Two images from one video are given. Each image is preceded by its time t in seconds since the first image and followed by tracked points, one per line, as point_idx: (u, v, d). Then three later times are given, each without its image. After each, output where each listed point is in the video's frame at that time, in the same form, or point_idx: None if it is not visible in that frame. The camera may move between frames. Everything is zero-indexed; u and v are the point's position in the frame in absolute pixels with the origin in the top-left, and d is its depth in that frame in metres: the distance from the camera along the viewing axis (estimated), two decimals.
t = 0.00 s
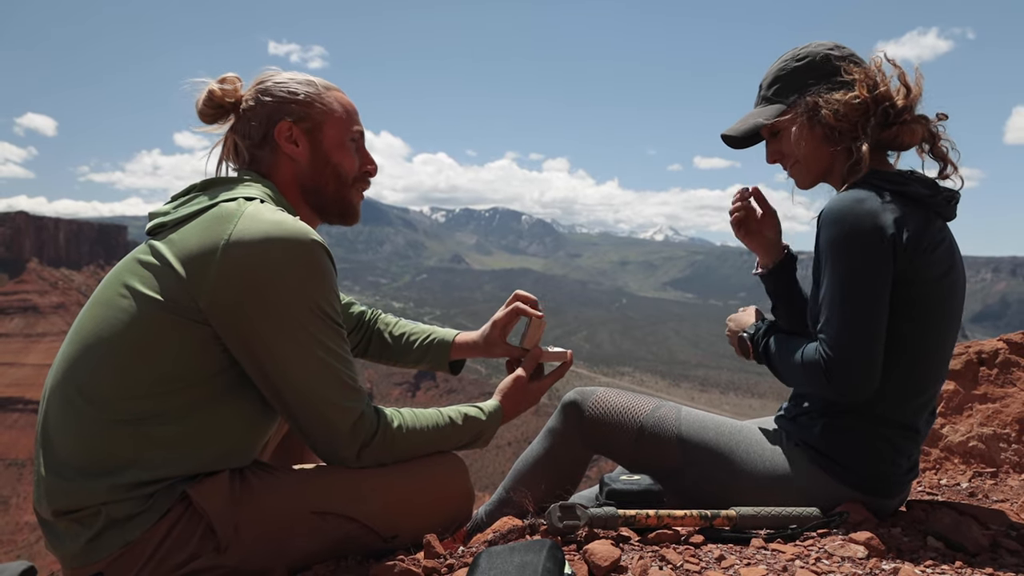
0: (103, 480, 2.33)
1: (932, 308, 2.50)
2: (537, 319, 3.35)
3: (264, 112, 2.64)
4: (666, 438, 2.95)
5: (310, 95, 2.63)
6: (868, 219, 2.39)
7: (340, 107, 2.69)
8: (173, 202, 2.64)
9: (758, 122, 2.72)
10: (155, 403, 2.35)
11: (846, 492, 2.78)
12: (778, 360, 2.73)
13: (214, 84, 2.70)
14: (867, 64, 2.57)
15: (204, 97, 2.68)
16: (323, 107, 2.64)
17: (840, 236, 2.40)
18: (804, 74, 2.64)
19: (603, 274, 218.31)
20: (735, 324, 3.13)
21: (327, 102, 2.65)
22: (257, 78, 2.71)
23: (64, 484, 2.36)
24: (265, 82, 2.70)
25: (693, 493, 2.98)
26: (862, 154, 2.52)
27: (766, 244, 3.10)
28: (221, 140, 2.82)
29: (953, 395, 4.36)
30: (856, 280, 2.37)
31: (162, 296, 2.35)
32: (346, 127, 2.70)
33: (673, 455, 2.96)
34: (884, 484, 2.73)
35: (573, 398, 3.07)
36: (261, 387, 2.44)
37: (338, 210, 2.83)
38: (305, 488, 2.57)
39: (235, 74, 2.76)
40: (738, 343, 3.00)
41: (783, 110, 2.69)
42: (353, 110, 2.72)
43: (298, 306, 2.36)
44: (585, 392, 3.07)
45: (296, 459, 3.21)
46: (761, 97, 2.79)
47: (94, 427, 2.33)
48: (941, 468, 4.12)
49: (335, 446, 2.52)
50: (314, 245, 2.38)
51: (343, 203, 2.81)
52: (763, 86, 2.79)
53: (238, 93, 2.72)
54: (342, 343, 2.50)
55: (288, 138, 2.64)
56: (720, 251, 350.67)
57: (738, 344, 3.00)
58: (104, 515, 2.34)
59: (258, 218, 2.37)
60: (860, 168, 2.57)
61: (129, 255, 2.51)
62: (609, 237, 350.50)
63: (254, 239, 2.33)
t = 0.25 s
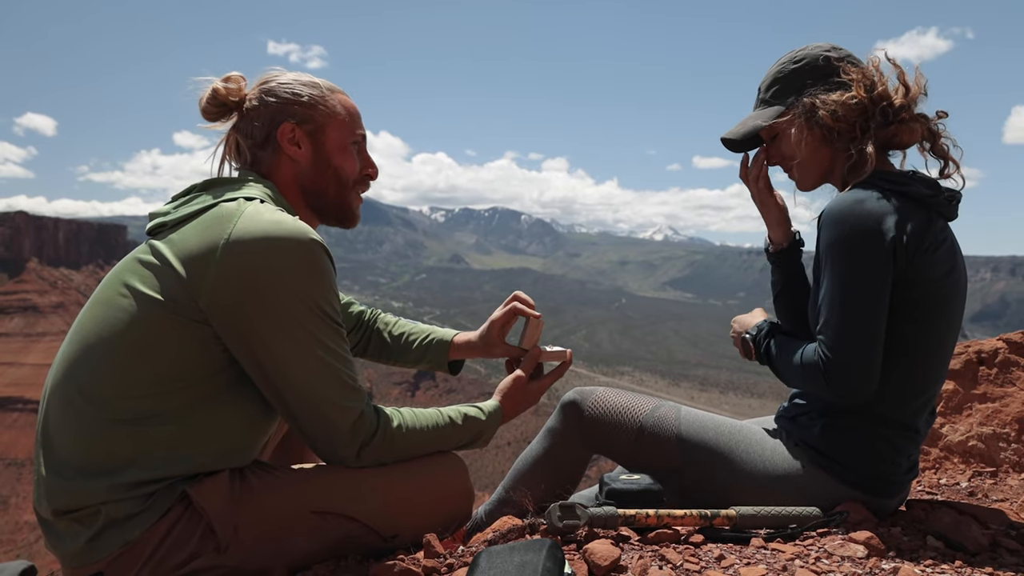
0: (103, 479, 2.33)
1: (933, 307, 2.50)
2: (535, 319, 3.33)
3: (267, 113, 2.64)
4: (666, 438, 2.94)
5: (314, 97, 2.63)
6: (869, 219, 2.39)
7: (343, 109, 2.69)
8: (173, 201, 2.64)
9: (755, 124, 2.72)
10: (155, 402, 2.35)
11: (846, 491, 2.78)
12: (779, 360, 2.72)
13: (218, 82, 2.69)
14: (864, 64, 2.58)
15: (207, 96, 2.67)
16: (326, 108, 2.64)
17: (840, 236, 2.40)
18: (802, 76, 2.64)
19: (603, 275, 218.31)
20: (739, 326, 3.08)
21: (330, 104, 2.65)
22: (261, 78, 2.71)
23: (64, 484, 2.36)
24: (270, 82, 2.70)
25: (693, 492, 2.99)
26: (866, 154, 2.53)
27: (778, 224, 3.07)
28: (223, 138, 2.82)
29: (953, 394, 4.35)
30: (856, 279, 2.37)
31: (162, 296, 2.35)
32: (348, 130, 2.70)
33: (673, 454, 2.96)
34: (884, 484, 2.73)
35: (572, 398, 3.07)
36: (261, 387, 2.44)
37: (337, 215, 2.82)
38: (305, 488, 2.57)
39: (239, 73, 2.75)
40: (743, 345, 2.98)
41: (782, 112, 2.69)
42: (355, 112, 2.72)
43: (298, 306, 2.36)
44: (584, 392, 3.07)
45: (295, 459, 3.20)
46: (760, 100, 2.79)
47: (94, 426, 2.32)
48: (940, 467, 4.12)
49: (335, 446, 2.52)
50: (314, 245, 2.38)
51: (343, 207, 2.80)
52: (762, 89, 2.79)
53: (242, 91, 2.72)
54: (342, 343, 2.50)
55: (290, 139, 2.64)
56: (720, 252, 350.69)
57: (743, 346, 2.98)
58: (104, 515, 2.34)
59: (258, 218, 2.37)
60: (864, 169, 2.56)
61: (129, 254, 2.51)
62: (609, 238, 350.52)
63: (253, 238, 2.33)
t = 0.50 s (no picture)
0: (101, 477, 2.33)
1: (932, 308, 2.50)
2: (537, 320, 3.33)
3: (269, 111, 2.64)
4: (665, 438, 2.94)
5: (317, 97, 2.64)
6: (869, 220, 2.39)
7: (346, 110, 2.69)
8: (173, 199, 2.64)
9: (758, 120, 2.78)
10: (154, 400, 2.35)
11: (845, 492, 2.78)
12: (783, 360, 2.73)
13: (222, 77, 2.68)
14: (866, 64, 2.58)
15: (210, 90, 2.66)
16: (329, 109, 2.65)
17: (840, 236, 2.40)
18: (805, 74, 2.66)
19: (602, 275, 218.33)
20: (746, 330, 3.07)
21: (333, 104, 2.66)
22: (265, 76, 2.71)
23: (63, 482, 2.36)
24: (274, 80, 2.70)
25: (692, 492, 2.99)
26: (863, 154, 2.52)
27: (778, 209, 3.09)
28: (225, 134, 2.82)
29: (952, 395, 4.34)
30: (856, 279, 2.37)
31: (161, 293, 2.35)
32: (350, 132, 2.70)
33: (672, 454, 2.96)
34: (882, 484, 2.73)
35: (571, 397, 3.07)
36: (261, 386, 2.44)
37: (333, 217, 2.81)
38: (304, 487, 2.57)
39: (243, 70, 2.74)
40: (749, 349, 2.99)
41: (783, 109, 2.72)
42: (358, 114, 2.72)
43: (298, 305, 2.36)
44: (583, 391, 3.07)
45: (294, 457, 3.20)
46: (763, 97, 2.82)
47: (93, 424, 2.32)
48: (939, 468, 4.12)
49: (334, 445, 2.52)
50: (313, 244, 2.38)
51: (340, 208, 2.80)
52: (766, 86, 2.82)
53: (245, 88, 2.72)
54: (341, 342, 2.50)
55: (291, 138, 2.64)
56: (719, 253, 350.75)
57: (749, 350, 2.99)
58: (103, 512, 2.33)
59: (258, 216, 2.37)
60: (863, 168, 2.55)
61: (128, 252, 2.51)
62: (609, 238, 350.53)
63: (253, 236, 2.33)
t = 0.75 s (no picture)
0: (101, 479, 2.33)
1: (932, 309, 2.50)
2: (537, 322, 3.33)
3: (272, 112, 2.64)
4: (666, 439, 2.94)
5: (320, 100, 2.64)
6: (869, 220, 2.39)
7: (348, 114, 2.69)
8: (173, 201, 2.64)
9: (759, 116, 2.78)
10: (154, 402, 2.35)
11: (845, 492, 2.78)
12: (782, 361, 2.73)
13: (226, 77, 2.68)
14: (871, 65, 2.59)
15: (214, 90, 2.67)
16: (331, 112, 2.65)
17: (840, 236, 2.40)
18: (808, 73, 2.67)
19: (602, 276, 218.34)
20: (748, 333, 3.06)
21: (336, 107, 2.66)
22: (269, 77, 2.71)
23: (63, 484, 2.36)
24: (278, 81, 2.70)
25: (693, 494, 2.99)
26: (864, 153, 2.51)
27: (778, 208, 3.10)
28: (226, 133, 2.81)
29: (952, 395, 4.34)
30: (856, 280, 2.37)
31: (161, 295, 2.35)
32: (352, 136, 2.71)
33: (672, 456, 2.96)
34: (882, 485, 2.73)
35: (571, 398, 3.07)
36: (261, 387, 2.44)
37: (331, 220, 2.80)
38: (303, 488, 2.57)
39: (247, 70, 2.75)
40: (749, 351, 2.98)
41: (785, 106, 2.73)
42: (361, 118, 2.72)
43: (298, 306, 2.36)
44: (583, 393, 3.06)
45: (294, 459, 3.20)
46: (766, 94, 2.84)
47: (93, 426, 2.32)
48: (939, 468, 4.12)
49: (334, 446, 2.51)
50: (313, 246, 2.38)
51: (336, 211, 2.79)
52: (770, 84, 2.82)
53: (249, 88, 2.71)
54: (341, 343, 2.50)
55: (292, 141, 2.64)
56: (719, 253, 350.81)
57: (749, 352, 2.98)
58: (103, 515, 2.33)
59: (257, 218, 2.37)
60: (863, 168, 2.55)
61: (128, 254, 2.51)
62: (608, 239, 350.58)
63: (252, 238, 2.33)
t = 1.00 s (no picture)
0: (100, 480, 2.33)
1: (932, 309, 2.50)
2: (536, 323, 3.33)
3: (272, 113, 2.64)
4: (666, 440, 2.94)
5: (321, 101, 2.64)
6: (869, 220, 2.39)
7: (349, 115, 2.69)
8: (173, 202, 2.64)
9: (760, 117, 2.80)
10: (153, 403, 2.35)
11: (845, 493, 2.78)
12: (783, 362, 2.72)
13: (226, 78, 2.68)
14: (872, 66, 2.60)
15: (216, 92, 2.67)
16: (332, 113, 2.65)
17: (840, 237, 2.40)
18: (810, 73, 2.67)
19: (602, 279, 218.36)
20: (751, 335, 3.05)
21: (336, 109, 2.66)
22: (270, 78, 2.71)
23: (63, 485, 2.35)
24: (279, 82, 2.70)
25: (693, 495, 2.98)
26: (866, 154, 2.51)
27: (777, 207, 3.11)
28: (228, 134, 2.82)
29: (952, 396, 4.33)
30: (856, 280, 2.37)
31: (161, 296, 2.35)
32: (352, 137, 2.71)
33: (672, 457, 2.96)
34: (883, 486, 2.73)
35: (571, 399, 3.06)
36: (260, 388, 2.44)
37: (332, 220, 2.81)
38: (303, 489, 2.56)
39: (248, 71, 2.74)
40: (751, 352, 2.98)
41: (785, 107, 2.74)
42: (361, 120, 2.73)
43: (298, 307, 2.36)
44: (583, 393, 3.06)
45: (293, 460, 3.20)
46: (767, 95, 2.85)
47: (93, 427, 2.32)
48: (939, 469, 4.12)
49: (334, 447, 2.51)
50: (313, 246, 2.38)
51: (338, 213, 2.79)
52: (771, 84, 2.83)
53: (250, 89, 2.71)
54: (341, 344, 2.50)
55: (293, 142, 2.65)
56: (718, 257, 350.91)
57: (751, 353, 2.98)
58: (102, 515, 2.33)
59: (257, 218, 2.37)
60: (863, 169, 2.56)
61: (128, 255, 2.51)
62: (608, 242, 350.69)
63: (252, 238, 2.33)
